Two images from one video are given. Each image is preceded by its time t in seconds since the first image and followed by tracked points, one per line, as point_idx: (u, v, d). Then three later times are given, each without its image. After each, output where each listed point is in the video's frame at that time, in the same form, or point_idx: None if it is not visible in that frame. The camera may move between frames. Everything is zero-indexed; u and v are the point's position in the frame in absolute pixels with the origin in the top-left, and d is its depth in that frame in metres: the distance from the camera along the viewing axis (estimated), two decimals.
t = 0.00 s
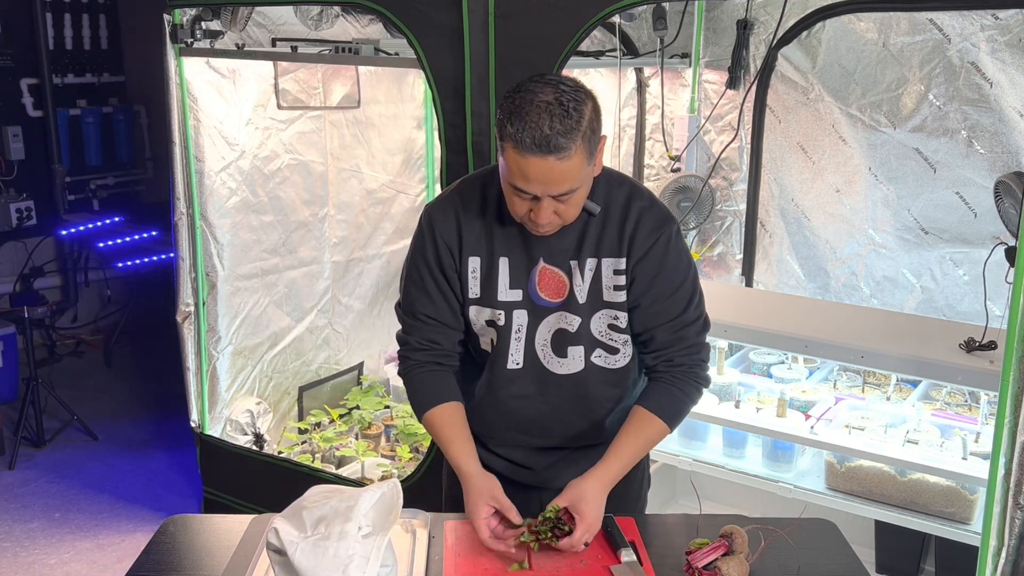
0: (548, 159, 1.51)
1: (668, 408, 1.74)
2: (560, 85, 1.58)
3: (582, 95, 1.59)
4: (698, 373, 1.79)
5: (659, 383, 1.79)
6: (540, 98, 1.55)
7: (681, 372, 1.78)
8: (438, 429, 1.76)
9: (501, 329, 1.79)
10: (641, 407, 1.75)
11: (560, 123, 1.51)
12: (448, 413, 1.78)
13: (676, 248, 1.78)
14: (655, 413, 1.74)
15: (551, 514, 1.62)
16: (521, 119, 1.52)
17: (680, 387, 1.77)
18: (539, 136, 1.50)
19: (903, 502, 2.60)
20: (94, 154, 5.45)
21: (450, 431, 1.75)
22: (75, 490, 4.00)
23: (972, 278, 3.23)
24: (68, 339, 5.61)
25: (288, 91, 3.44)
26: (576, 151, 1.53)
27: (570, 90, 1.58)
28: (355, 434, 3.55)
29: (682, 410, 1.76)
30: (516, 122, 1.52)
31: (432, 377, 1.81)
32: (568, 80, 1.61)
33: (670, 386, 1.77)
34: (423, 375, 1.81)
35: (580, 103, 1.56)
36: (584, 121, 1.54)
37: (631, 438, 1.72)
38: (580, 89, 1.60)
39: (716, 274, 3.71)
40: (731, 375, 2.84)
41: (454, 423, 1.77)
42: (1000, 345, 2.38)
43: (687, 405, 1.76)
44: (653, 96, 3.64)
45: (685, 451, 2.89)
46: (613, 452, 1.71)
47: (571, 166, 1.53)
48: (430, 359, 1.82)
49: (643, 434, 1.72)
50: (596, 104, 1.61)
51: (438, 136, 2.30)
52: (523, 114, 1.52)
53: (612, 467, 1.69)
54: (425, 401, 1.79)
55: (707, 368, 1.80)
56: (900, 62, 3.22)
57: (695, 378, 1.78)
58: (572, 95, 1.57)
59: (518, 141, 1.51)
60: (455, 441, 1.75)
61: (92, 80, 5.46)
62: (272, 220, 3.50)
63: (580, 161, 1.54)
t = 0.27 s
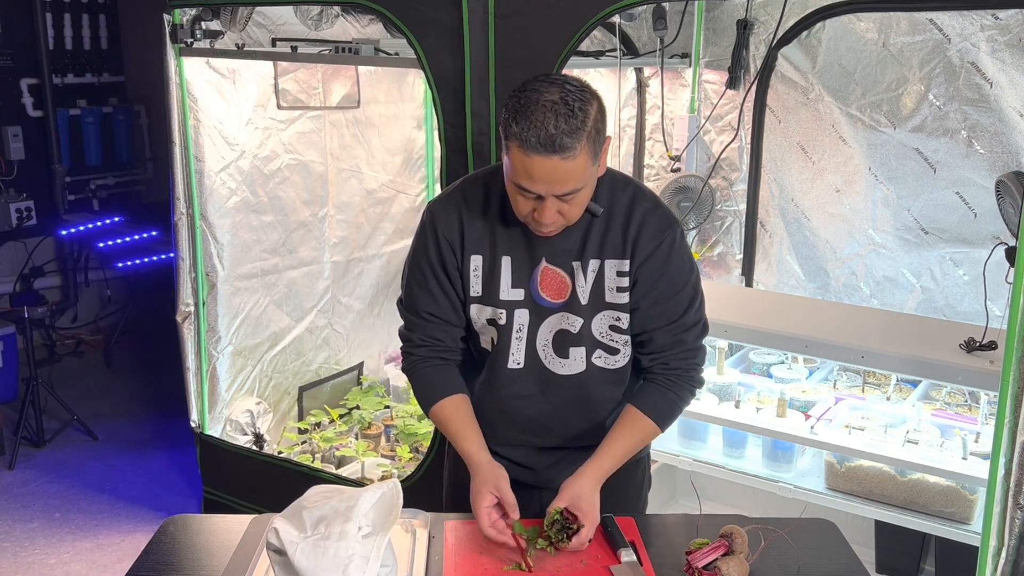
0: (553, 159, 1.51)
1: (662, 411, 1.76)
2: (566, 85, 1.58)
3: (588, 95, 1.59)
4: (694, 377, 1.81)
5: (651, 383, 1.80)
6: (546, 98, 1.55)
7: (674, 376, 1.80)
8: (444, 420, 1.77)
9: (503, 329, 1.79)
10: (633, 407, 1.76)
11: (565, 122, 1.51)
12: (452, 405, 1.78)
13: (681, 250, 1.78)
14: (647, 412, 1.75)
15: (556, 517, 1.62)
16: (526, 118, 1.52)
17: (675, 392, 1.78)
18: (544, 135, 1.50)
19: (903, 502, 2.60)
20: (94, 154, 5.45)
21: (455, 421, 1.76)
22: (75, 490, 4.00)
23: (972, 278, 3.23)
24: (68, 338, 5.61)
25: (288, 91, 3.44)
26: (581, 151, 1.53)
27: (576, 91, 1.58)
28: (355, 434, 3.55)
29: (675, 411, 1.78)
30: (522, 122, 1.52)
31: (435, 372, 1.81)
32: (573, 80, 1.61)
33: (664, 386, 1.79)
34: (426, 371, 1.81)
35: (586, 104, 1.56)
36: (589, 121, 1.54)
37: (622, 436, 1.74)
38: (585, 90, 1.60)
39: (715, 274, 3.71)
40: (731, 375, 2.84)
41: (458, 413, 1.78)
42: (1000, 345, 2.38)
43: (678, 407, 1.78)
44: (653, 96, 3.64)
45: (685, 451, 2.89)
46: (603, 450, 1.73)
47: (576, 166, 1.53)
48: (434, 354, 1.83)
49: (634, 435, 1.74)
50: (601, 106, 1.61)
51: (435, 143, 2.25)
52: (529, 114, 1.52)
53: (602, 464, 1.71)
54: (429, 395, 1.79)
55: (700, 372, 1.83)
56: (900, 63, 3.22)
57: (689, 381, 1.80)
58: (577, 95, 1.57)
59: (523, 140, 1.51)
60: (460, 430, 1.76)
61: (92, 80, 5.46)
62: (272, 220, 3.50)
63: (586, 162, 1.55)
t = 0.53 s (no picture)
0: (553, 159, 1.51)
1: (661, 413, 1.74)
2: (566, 86, 1.58)
3: (588, 96, 1.59)
4: (691, 379, 1.80)
5: (652, 388, 1.78)
6: (546, 99, 1.55)
7: (672, 377, 1.79)
8: (436, 428, 1.75)
9: (505, 331, 1.79)
10: (633, 411, 1.75)
11: (565, 123, 1.51)
12: (445, 414, 1.76)
13: (681, 251, 1.79)
14: (646, 416, 1.74)
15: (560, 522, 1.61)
16: (526, 119, 1.52)
17: (675, 396, 1.77)
18: (544, 135, 1.50)
19: (903, 502, 2.60)
20: (94, 153, 5.45)
21: (446, 430, 1.74)
22: (75, 490, 4.00)
23: (972, 278, 3.23)
24: (68, 338, 5.61)
25: (287, 91, 3.44)
26: (581, 152, 1.53)
27: (577, 91, 1.58)
28: (355, 434, 3.55)
29: (674, 413, 1.76)
30: (522, 123, 1.52)
31: (433, 379, 1.80)
32: (574, 81, 1.61)
33: (664, 390, 1.77)
34: (424, 376, 1.80)
35: (586, 105, 1.56)
36: (589, 122, 1.54)
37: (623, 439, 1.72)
38: (586, 91, 1.60)
39: (715, 274, 3.71)
40: (731, 375, 2.84)
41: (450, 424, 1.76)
42: (1000, 345, 2.38)
43: (678, 409, 1.76)
44: (653, 96, 3.64)
45: (685, 451, 2.89)
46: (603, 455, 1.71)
47: (576, 167, 1.53)
48: (433, 360, 1.82)
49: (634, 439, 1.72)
50: (601, 107, 1.61)
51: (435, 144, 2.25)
52: (529, 114, 1.52)
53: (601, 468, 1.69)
54: (426, 401, 1.78)
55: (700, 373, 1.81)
56: (900, 63, 3.22)
57: (688, 382, 1.79)
58: (578, 96, 1.57)
59: (523, 140, 1.51)
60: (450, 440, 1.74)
61: (92, 80, 5.46)
62: (272, 220, 3.50)
63: (586, 162, 1.55)
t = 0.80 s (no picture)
0: (548, 155, 1.51)
1: (623, 424, 1.71)
2: (564, 84, 1.58)
3: (586, 95, 1.59)
4: (652, 391, 1.77)
5: (611, 397, 1.75)
6: (543, 95, 1.55)
7: (633, 388, 1.76)
8: (439, 432, 1.73)
9: (504, 332, 1.80)
10: (593, 425, 1.70)
11: (561, 120, 1.51)
12: (450, 420, 1.74)
13: (671, 253, 1.78)
14: (605, 431, 1.69)
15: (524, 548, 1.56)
16: (523, 115, 1.52)
17: (637, 409, 1.74)
18: (540, 132, 1.50)
19: (903, 502, 2.60)
20: (94, 154, 5.45)
21: (449, 435, 1.72)
22: (75, 490, 4.00)
23: (972, 278, 3.23)
24: (68, 338, 5.62)
25: (287, 91, 3.43)
26: (577, 149, 1.53)
27: (575, 90, 1.58)
28: (355, 434, 3.55)
29: (632, 428, 1.72)
30: (518, 119, 1.52)
31: (439, 383, 1.79)
32: (573, 80, 1.62)
33: (622, 401, 1.74)
34: (429, 380, 1.79)
35: (583, 103, 1.57)
36: (585, 120, 1.55)
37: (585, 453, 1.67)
38: (584, 90, 1.60)
39: (716, 274, 3.71)
40: (731, 375, 2.84)
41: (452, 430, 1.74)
42: (1000, 345, 2.38)
43: (638, 421, 1.74)
44: (653, 96, 3.64)
45: (685, 451, 2.89)
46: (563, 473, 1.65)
47: (572, 164, 1.53)
48: (438, 363, 1.80)
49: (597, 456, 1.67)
50: (599, 106, 1.61)
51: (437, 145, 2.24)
52: (525, 110, 1.53)
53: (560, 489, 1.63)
54: (432, 404, 1.76)
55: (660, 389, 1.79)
56: (900, 62, 3.22)
57: (648, 395, 1.76)
58: (575, 94, 1.58)
59: (519, 136, 1.51)
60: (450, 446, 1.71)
61: (92, 80, 5.46)
62: (272, 220, 3.50)
63: (581, 160, 1.55)
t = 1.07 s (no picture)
0: (529, 149, 1.51)
1: (613, 424, 1.70)
2: (550, 81, 1.59)
3: (573, 92, 1.60)
4: (642, 391, 1.76)
5: (603, 397, 1.74)
6: (528, 91, 1.56)
7: (621, 390, 1.74)
8: (432, 425, 1.75)
9: (493, 331, 1.80)
10: (585, 425, 1.69)
11: (544, 115, 1.52)
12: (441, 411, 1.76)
13: (664, 255, 1.77)
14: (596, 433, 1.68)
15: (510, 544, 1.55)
16: (506, 109, 1.53)
17: (627, 410, 1.72)
18: (521, 126, 1.51)
19: (903, 502, 2.60)
20: (94, 154, 5.45)
21: (442, 427, 1.74)
22: (75, 490, 4.00)
23: (972, 278, 3.23)
24: (68, 338, 5.62)
25: (287, 91, 3.43)
26: (559, 145, 1.53)
27: (562, 87, 1.59)
28: (356, 434, 3.56)
29: (622, 429, 1.71)
30: (502, 113, 1.53)
31: (427, 375, 1.80)
32: (562, 78, 1.62)
33: (614, 403, 1.73)
34: (419, 372, 1.80)
35: (568, 100, 1.57)
36: (570, 116, 1.55)
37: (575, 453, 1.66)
38: (572, 87, 1.61)
39: (716, 274, 3.71)
40: (731, 375, 2.84)
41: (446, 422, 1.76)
42: (1000, 345, 2.38)
43: (628, 422, 1.72)
44: (653, 96, 3.66)
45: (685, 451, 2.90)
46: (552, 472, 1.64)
47: (553, 159, 1.53)
48: (428, 357, 1.82)
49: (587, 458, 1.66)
50: (586, 104, 1.62)
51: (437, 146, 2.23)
52: (509, 105, 1.54)
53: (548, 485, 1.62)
54: (420, 395, 1.78)
55: (654, 389, 1.78)
56: (900, 62, 3.22)
57: (639, 395, 1.75)
58: (561, 91, 1.58)
59: (501, 130, 1.52)
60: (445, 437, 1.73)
61: (92, 80, 5.46)
62: (272, 220, 3.50)
63: (563, 156, 1.55)
